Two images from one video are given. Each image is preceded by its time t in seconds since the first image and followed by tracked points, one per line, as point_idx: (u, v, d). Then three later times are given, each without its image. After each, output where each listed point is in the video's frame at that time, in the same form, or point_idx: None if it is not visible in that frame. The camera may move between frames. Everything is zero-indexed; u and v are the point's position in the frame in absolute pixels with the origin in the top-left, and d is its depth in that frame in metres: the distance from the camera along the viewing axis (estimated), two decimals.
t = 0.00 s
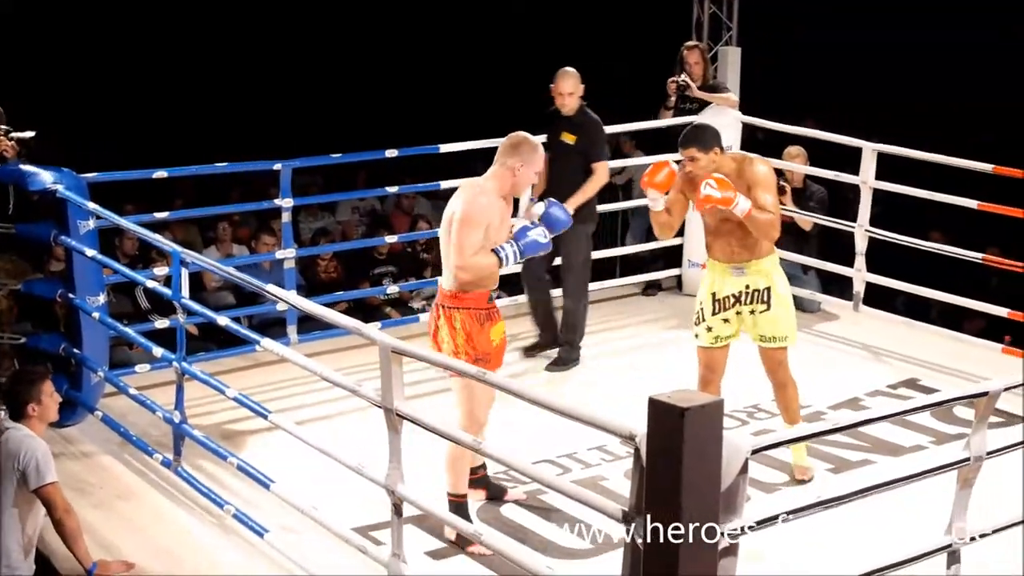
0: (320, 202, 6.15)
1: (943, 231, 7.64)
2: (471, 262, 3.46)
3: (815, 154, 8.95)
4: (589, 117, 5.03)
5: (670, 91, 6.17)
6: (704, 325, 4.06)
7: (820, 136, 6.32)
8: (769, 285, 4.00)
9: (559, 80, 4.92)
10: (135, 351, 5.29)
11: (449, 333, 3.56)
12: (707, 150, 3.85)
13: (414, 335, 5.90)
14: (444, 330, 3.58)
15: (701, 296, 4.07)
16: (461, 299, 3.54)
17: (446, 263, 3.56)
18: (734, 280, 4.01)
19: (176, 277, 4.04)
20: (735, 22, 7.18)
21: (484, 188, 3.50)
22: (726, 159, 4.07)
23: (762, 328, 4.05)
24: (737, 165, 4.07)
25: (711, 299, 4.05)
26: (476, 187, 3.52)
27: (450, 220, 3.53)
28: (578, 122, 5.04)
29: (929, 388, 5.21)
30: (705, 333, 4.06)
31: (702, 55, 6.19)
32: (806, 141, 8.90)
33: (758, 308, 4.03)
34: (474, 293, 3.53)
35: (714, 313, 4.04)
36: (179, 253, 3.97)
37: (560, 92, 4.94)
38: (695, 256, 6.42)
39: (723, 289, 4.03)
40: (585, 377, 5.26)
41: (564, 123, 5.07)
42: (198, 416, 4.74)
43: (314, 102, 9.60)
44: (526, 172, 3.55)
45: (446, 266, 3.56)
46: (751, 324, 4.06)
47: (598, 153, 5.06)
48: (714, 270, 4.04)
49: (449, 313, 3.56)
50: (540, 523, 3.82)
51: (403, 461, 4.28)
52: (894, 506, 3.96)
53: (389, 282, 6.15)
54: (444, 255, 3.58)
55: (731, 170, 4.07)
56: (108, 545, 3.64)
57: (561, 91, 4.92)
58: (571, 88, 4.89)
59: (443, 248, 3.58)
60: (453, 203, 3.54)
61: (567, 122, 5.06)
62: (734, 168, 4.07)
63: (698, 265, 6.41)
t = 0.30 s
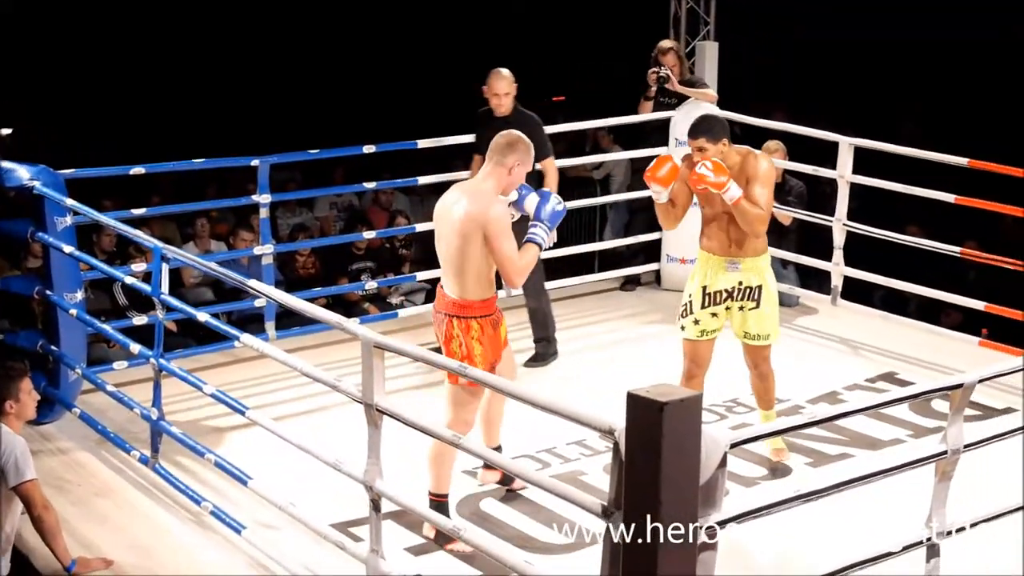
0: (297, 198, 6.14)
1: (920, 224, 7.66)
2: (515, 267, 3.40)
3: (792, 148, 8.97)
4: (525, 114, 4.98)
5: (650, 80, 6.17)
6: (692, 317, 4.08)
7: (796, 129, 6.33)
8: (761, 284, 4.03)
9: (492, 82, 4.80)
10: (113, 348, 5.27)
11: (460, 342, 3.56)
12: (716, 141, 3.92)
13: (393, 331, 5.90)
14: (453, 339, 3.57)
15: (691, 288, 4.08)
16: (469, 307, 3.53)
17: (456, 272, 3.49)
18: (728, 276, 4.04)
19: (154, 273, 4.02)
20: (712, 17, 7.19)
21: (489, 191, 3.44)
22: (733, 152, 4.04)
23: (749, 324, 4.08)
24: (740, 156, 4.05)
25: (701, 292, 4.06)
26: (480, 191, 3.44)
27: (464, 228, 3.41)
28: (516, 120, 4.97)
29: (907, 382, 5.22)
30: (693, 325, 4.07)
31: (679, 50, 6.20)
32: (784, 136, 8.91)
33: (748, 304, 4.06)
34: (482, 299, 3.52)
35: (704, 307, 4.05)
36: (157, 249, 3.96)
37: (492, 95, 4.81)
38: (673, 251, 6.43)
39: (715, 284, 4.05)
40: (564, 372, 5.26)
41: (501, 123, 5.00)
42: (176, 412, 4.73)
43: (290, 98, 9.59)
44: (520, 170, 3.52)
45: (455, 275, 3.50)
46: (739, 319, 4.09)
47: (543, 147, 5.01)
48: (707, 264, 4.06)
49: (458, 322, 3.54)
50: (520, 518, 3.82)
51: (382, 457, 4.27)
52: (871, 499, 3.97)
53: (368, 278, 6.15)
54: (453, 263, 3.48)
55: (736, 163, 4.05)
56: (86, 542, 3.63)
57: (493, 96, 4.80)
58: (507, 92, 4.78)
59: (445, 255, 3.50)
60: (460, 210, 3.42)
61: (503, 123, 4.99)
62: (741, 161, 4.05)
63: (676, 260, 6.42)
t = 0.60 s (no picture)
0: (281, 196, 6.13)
1: (904, 221, 7.68)
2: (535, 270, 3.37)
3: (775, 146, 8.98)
4: (465, 107, 4.99)
5: (634, 79, 6.18)
6: (689, 307, 4.07)
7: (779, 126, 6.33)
8: (761, 277, 4.06)
9: (437, 78, 4.81)
10: (97, 346, 5.26)
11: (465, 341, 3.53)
12: (725, 138, 3.91)
13: (378, 329, 5.90)
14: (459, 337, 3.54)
15: (689, 280, 4.09)
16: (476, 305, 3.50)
17: (470, 270, 3.47)
18: (728, 269, 4.06)
19: (138, 272, 4.01)
20: (696, 14, 7.19)
21: (508, 192, 3.41)
22: (741, 152, 4.07)
23: (749, 318, 4.10)
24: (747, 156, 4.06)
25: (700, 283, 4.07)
26: (499, 193, 3.40)
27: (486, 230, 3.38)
28: (460, 116, 4.97)
29: (891, 378, 5.23)
30: (690, 314, 4.07)
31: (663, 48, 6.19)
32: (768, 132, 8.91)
33: (747, 298, 4.08)
34: (490, 298, 3.51)
35: (703, 298, 4.06)
36: (141, 248, 3.95)
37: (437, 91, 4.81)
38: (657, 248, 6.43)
39: (715, 276, 4.06)
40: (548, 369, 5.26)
41: (444, 121, 4.97)
42: (160, 411, 4.72)
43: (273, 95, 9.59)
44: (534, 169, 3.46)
45: (469, 273, 3.48)
46: (737, 313, 4.11)
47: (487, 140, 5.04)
48: (708, 257, 4.08)
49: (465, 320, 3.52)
50: (503, 515, 3.83)
51: (366, 455, 4.27)
52: (855, 495, 3.98)
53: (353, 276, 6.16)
54: (469, 262, 3.46)
55: (743, 163, 4.07)
56: (70, 543, 3.62)
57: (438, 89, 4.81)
58: (455, 83, 4.83)
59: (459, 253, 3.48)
60: (480, 213, 3.40)
61: (449, 119, 4.97)
62: (747, 159, 4.06)
63: (660, 257, 6.42)
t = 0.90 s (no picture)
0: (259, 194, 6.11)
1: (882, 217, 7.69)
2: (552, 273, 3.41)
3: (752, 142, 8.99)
4: (408, 109, 4.98)
5: (613, 76, 6.17)
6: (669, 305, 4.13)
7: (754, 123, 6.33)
8: (732, 275, 4.07)
9: (385, 81, 4.78)
10: (74, 345, 5.25)
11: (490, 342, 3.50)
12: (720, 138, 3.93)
13: (356, 327, 5.89)
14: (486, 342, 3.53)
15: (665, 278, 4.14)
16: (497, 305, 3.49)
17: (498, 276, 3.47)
18: (699, 265, 4.08)
19: (114, 270, 3.99)
20: (673, 11, 7.20)
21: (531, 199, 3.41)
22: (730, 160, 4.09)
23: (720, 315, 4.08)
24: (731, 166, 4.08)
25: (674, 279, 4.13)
26: (524, 200, 3.41)
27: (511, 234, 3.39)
28: (405, 118, 4.96)
29: (869, 374, 5.24)
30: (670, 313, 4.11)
31: (641, 45, 6.19)
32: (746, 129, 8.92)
33: (719, 297, 4.08)
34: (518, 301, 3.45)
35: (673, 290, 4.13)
36: (118, 246, 3.94)
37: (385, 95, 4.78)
38: (636, 244, 6.43)
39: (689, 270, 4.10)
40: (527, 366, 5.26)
41: (391, 123, 4.95)
42: (138, 410, 4.71)
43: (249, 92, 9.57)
44: (560, 177, 3.47)
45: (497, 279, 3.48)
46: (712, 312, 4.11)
47: (428, 141, 5.05)
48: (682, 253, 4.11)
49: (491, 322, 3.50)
50: (483, 513, 3.83)
51: (345, 453, 4.26)
52: (834, 491, 3.98)
53: (332, 274, 6.15)
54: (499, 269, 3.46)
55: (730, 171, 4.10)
56: (49, 542, 3.61)
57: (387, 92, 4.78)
58: (404, 84, 4.82)
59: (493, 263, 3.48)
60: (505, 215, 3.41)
61: (396, 121, 4.95)
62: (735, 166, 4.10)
63: (639, 254, 6.43)
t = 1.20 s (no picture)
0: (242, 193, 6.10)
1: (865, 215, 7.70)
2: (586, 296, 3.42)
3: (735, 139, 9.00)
4: (377, 113, 4.82)
5: (598, 75, 6.16)
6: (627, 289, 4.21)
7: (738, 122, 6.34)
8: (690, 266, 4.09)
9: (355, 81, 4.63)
10: (58, 346, 5.24)
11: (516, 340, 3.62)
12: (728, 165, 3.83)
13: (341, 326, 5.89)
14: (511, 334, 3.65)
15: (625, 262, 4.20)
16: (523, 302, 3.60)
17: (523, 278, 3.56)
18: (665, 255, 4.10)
19: (99, 270, 3.99)
20: (656, 10, 7.20)
21: (569, 213, 3.43)
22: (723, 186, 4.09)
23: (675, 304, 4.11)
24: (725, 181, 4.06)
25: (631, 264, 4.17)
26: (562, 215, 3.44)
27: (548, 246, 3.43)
28: (370, 121, 4.80)
29: (852, 372, 5.25)
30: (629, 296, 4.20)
31: (623, 44, 6.18)
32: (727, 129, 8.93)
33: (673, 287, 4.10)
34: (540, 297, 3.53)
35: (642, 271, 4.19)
36: (101, 246, 3.93)
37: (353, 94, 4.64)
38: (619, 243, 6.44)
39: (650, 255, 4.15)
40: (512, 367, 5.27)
41: (354, 124, 4.80)
42: (122, 410, 4.70)
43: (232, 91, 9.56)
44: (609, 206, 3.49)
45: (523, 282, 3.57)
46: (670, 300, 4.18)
47: (393, 148, 4.87)
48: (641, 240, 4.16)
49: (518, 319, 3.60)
50: (468, 512, 3.84)
51: (330, 452, 4.27)
52: (818, 488, 3.99)
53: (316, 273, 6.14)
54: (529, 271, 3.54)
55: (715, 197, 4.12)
56: (33, 543, 3.60)
57: (355, 92, 4.63)
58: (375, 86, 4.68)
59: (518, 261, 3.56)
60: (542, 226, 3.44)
61: (360, 122, 4.80)
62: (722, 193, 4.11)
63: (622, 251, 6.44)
